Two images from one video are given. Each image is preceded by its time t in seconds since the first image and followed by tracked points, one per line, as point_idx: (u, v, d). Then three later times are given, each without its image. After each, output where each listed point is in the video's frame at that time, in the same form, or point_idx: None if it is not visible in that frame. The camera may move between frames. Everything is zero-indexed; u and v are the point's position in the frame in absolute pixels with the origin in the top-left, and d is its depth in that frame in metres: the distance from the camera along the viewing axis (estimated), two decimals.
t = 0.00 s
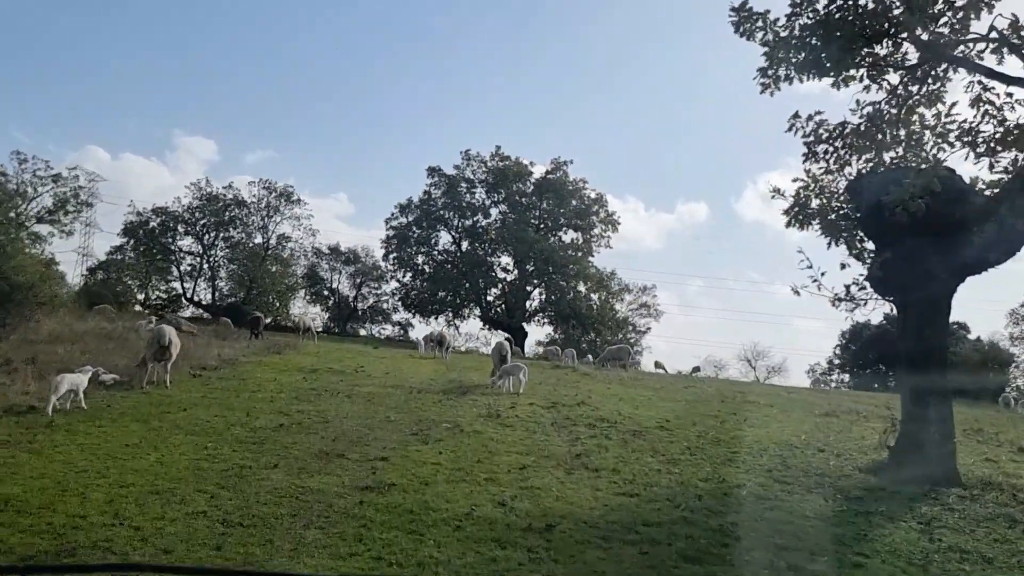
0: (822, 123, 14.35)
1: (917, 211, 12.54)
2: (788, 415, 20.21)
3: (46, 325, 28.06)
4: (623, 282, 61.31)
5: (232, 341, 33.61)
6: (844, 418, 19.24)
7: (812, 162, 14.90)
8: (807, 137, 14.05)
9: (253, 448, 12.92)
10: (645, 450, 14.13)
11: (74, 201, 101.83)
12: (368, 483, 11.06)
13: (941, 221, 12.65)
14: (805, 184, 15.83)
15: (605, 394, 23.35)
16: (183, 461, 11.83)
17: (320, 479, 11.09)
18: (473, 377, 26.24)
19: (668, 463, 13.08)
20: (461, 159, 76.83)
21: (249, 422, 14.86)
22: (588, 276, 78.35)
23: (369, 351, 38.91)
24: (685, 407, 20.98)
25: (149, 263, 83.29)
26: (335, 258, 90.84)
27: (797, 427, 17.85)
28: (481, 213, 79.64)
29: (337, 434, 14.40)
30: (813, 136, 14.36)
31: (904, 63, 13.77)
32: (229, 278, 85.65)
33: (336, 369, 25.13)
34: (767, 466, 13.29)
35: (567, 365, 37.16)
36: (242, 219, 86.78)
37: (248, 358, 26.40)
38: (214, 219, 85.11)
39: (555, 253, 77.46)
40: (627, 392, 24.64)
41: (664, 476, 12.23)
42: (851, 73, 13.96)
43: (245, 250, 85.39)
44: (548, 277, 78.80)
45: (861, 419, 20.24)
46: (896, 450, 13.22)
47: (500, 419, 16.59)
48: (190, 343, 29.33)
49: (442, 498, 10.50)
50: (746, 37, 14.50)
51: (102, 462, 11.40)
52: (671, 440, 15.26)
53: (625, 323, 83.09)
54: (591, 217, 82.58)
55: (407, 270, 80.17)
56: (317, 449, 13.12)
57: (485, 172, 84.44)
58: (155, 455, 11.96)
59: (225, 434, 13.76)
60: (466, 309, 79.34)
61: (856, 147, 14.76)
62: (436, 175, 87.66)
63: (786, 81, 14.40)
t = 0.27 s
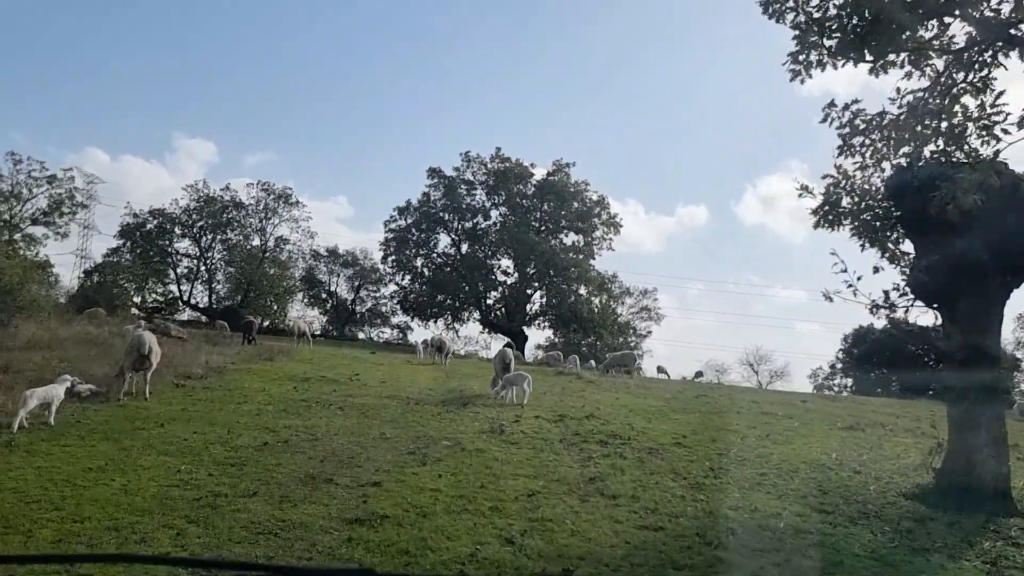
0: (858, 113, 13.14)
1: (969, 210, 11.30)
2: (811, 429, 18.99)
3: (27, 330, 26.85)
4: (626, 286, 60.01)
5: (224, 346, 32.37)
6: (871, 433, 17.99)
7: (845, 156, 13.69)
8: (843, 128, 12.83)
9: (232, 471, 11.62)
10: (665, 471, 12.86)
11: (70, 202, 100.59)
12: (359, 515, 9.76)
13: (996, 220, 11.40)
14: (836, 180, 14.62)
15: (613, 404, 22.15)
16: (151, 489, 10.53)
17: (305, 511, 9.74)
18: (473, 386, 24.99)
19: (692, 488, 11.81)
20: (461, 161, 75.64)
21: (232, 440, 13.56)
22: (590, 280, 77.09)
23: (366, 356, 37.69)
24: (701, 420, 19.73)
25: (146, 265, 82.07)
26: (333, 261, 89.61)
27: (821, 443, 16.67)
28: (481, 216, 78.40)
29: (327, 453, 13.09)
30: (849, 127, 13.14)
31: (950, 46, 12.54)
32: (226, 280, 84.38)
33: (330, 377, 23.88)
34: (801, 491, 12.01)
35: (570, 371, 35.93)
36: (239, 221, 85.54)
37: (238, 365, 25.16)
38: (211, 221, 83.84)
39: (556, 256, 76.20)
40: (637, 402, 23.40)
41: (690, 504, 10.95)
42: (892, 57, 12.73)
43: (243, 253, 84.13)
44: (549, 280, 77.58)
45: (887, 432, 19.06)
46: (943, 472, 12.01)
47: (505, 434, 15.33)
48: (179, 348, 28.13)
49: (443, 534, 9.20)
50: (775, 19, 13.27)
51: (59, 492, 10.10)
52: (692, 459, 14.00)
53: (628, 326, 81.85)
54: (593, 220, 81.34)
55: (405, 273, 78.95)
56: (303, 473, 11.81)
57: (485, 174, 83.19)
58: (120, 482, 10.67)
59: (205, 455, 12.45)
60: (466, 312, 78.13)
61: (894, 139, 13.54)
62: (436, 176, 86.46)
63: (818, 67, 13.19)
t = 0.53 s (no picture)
0: (905, 99, 11.93)
1: None
2: (839, 442, 17.75)
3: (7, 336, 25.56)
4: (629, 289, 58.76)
5: (216, 352, 31.08)
6: (906, 449, 16.74)
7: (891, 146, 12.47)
8: (890, 117, 11.62)
9: (211, 499, 10.34)
10: (694, 496, 11.58)
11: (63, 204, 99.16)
12: (351, 555, 8.49)
13: None
14: (877, 173, 13.40)
15: (625, 415, 20.94)
16: (114, 522, 9.24)
17: (291, 549, 8.44)
18: (476, 395, 23.71)
19: (726, 517, 10.54)
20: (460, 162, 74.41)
21: (214, 460, 12.26)
22: (591, 283, 75.86)
23: (363, 362, 36.44)
24: (721, 433, 18.47)
25: (141, 268, 80.77)
26: (330, 263, 88.32)
27: (853, 459, 15.47)
28: (480, 218, 77.14)
29: (320, 475, 11.80)
30: (895, 114, 11.94)
31: (1009, 25, 11.34)
32: (223, 283, 83.02)
33: (325, 385, 22.63)
34: (846, 519, 10.76)
35: (574, 378, 34.68)
36: (236, 223, 84.24)
37: (229, 373, 23.89)
38: (208, 223, 82.51)
39: (557, 259, 74.93)
40: (650, 412, 22.15)
41: (727, 537, 9.70)
42: (943, 37, 11.54)
43: (240, 256, 82.83)
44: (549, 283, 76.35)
45: (920, 447, 17.86)
46: (1008, 496, 10.73)
47: (514, 451, 14.06)
48: (167, 355, 26.86)
49: None
50: None
51: (9, 529, 8.83)
52: (719, 481, 12.74)
53: (629, 330, 80.64)
54: (594, 222, 80.14)
55: (404, 276, 77.69)
56: (292, 499, 10.53)
57: (485, 176, 81.97)
58: (81, 515, 9.41)
59: (183, 479, 11.19)
60: (465, 316, 76.89)
61: (944, 128, 12.34)
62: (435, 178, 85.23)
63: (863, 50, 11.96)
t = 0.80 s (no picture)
0: (972, 88, 10.66)
1: None
2: (877, 463, 16.45)
3: None
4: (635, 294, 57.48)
5: (209, 360, 29.76)
6: (952, 472, 15.45)
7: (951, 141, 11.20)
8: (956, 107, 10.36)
9: (191, 539, 9.06)
10: (737, 533, 10.28)
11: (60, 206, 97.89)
12: None
13: None
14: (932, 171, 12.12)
15: (641, 429, 19.65)
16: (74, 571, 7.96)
17: None
18: (482, 408, 22.41)
19: (778, 561, 9.24)
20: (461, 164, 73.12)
21: (198, 488, 10.99)
22: (594, 287, 74.59)
23: (362, 370, 35.10)
24: (747, 451, 17.18)
25: (139, 271, 79.48)
26: (330, 266, 87.03)
27: (897, 483, 14.17)
28: (482, 221, 75.87)
29: (316, 506, 10.53)
30: (961, 105, 10.66)
31: None
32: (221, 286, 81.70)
33: (321, 396, 21.34)
34: (913, 561, 9.47)
35: (581, 387, 33.36)
36: (235, 225, 83.02)
37: (220, 383, 22.61)
38: (207, 225, 81.23)
39: (560, 262, 73.66)
40: (667, 426, 20.86)
41: None
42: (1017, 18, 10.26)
43: (239, 259, 81.53)
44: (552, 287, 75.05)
45: (962, 467, 16.56)
46: None
47: (529, 476, 12.78)
48: (156, 365, 25.56)
49: None
50: None
51: None
52: (761, 513, 11.44)
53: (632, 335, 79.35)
54: (597, 226, 78.91)
55: (404, 279, 76.40)
56: (284, 538, 9.24)
57: (486, 178, 80.74)
58: (37, 562, 8.12)
59: (159, 512, 9.92)
60: (466, 320, 75.59)
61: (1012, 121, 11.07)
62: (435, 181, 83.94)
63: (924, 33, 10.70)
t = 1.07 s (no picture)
0: None
1: None
2: (918, 481, 15.16)
3: None
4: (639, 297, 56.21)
5: (201, 366, 28.48)
6: (1002, 493, 14.17)
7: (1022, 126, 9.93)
8: None
9: None
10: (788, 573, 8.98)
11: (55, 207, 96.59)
12: None
13: None
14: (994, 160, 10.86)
15: (659, 442, 18.36)
16: None
17: None
18: (488, 418, 21.11)
19: None
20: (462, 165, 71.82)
21: (174, 519, 9.72)
22: (597, 289, 73.34)
23: (360, 375, 33.76)
24: (776, 467, 15.90)
25: (136, 273, 78.12)
26: (329, 268, 85.71)
27: (948, 506, 12.88)
28: (483, 222, 74.59)
29: (307, 540, 9.25)
30: None
31: None
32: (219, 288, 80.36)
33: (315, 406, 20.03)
34: None
35: (589, 394, 32.04)
36: (233, 227, 81.74)
37: (210, 391, 21.30)
38: (204, 227, 79.92)
39: (562, 264, 72.39)
40: (685, 438, 19.57)
41: None
42: None
43: (236, 261, 80.14)
44: (554, 289, 73.73)
45: (1011, 484, 15.26)
46: None
47: (545, 501, 11.50)
48: (144, 372, 24.26)
49: None
50: None
51: None
52: (809, 545, 10.14)
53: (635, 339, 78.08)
54: (599, 227, 77.69)
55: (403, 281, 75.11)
56: None
57: (487, 179, 79.52)
58: None
59: (126, 550, 8.64)
60: (467, 323, 74.28)
61: None
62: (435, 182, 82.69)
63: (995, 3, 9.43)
